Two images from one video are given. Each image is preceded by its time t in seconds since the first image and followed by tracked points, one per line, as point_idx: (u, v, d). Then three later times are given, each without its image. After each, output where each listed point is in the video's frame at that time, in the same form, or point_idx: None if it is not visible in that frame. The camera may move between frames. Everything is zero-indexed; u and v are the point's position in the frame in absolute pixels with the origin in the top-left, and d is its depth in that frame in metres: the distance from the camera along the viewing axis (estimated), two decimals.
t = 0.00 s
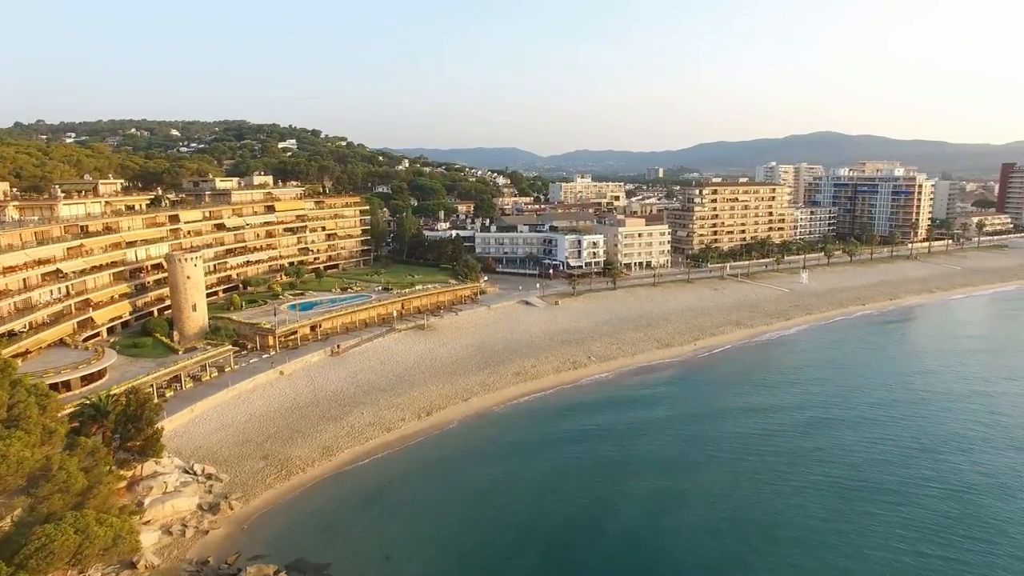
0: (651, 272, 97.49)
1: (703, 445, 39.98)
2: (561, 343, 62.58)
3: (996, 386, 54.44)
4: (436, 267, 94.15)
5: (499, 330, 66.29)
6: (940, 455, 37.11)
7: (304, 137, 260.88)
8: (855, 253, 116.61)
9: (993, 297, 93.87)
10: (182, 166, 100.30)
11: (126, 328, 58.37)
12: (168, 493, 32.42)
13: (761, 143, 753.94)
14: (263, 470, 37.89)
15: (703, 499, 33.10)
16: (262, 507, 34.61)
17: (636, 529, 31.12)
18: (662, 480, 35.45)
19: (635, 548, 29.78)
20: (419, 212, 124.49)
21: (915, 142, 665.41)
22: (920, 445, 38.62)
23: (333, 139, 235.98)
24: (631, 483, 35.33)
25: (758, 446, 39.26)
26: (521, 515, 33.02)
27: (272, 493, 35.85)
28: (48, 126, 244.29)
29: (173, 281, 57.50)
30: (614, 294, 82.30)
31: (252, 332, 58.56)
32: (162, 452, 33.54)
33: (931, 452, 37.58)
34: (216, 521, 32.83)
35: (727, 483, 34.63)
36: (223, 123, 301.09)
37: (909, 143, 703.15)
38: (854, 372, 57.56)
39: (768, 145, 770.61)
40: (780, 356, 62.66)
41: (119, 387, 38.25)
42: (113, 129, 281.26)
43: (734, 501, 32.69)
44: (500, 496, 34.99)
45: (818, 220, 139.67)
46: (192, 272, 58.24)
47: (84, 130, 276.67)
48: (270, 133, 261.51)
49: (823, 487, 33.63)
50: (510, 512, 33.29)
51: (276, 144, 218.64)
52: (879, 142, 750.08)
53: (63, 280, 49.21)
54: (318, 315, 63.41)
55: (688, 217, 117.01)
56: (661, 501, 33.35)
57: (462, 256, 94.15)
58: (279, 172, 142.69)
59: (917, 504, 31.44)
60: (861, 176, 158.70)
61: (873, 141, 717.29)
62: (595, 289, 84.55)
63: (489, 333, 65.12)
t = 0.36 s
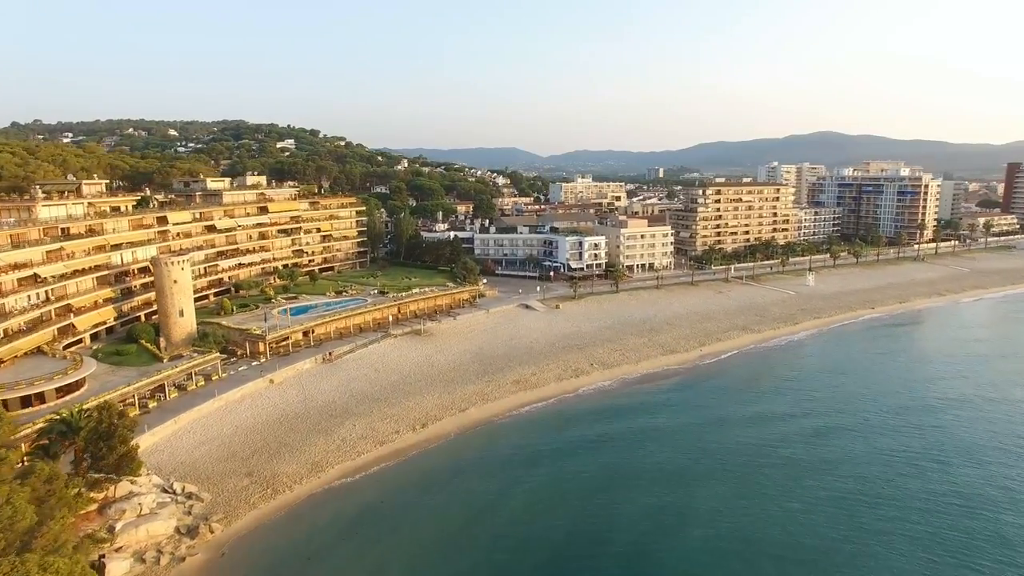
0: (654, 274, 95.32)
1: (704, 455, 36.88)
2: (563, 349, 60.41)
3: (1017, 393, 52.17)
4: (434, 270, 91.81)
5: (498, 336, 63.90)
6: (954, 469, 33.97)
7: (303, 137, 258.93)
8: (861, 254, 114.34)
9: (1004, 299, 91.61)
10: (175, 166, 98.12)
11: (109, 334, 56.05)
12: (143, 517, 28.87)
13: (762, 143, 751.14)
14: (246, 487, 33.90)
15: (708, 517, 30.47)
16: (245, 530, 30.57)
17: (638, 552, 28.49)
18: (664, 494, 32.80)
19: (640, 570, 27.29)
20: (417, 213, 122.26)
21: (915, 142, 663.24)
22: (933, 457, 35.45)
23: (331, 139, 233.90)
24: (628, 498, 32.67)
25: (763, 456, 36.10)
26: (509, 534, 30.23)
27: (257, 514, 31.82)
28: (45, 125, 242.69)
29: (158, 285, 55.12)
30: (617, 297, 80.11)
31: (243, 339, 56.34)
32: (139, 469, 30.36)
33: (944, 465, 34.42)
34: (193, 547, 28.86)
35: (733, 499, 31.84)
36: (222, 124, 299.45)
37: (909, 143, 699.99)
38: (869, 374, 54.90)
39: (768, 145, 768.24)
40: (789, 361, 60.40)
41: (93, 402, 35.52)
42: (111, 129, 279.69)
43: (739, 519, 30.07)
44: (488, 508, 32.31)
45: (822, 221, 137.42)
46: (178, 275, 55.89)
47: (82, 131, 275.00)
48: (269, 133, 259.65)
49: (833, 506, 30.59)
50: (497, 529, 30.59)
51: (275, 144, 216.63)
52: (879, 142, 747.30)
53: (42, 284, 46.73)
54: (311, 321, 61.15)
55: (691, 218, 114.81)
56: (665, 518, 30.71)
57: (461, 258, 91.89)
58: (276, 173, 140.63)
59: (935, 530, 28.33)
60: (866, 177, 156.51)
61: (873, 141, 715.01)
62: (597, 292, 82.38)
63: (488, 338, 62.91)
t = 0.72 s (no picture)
0: (657, 276, 93.06)
1: (703, 465, 33.56)
2: (564, 355, 58.16)
3: None
4: (432, 272, 89.48)
5: (496, 342, 61.48)
6: (970, 484, 30.74)
7: (302, 137, 256.94)
8: (868, 256, 112.05)
9: (1016, 302, 89.34)
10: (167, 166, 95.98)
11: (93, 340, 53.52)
12: (113, 543, 23.86)
13: (763, 143, 748.76)
14: (229, 506, 28.31)
15: (710, 534, 27.57)
16: (225, 559, 25.34)
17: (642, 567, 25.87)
18: (659, 506, 29.84)
19: None
20: (415, 214, 119.98)
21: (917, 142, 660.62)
22: (947, 470, 32.12)
23: (331, 139, 232.02)
24: (623, 508, 29.81)
25: (765, 467, 32.87)
26: (486, 549, 27.05)
27: (239, 537, 26.54)
28: (43, 126, 240.99)
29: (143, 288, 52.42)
30: (619, 301, 77.85)
31: (232, 345, 53.95)
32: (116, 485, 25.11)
33: (957, 478, 31.23)
34: None
35: (738, 513, 28.87)
36: (220, 124, 297.40)
37: (911, 143, 697.65)
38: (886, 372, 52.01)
39: (769, 146, 766.26)
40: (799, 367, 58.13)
41: (59, 419, 31.61)
42: (109, 129, 277.92)
43: (742, 536, 27.30)
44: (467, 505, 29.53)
45: (827, 221, 135.14)
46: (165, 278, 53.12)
47: (80, 131, 273.11)
48: (268, 133, 257.58)
49: (844, 529, 27.40)
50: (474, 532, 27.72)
51: (273, 144, 214.59)
52: (880, 142, 744.94)
53: (18, 289, 44.26)
54: (303, 326, 58.81)
55: (694, 219, 112.56)
56: (661, 533, 27.89)
57: (459, 260, 89.62)
58: (272, 174, 138.57)
59: (958, 561, 25.03)
60: (871, 177, 154.16)
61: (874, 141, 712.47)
62: (600, 295, 80.13)
63: (486, 344, 60.62)
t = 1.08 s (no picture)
0: (660, 278, 90.72)
1: (713, 476, 30.29)
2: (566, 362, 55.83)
3: None
4: (430, 275, 87.12)
5: (495, 348, 59.16)
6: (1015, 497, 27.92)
7: (300, 137, 254.75)
8: (874, 257, 109.78)
9: None
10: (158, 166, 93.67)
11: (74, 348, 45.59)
12: None
13: (763, 143, 746.18)
14: (209, 529, 24.14)
15: (733, 552, 24.82)
16: None
17: None
18: (665, 522, 26.81)
19: None
20: (413, 214, 117.60)
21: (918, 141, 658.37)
22: (976, 482, 29.15)
23: (329, 140, 229.91)
24: (632, 521, 27.17)
25: (780, 479, 29.60)
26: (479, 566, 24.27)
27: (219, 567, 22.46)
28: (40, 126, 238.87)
29: (127, 292, 43.77)
30: (622, 304, 75.50)
31: (222, 353, 51.38)
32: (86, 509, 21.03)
33: (994, 490, 28.50)
34: None
35: (762, 528, 26.18)
36: (218, 124, 295.02)
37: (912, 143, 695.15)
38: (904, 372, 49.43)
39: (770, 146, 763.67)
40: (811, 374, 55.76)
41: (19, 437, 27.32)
42: (106, 129, 275.72)
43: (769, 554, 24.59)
44: (453, 521, 26.54)
45: (832, 222, 132.83)
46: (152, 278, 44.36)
47: (77, 130, 270.67)
48: (266, 133, 255.18)
49: (874, 554, 24.20)
50: (462, 552, 24.83)
51: (271, 144, 212.30)
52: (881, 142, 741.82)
53: None
54: (295, 332, 56.34)
55: (698, 220, 110.14)
56: (670, 551, 25.09)
57: (457, 262, 87.26)
58: (268, 174, 136.33)
59: None
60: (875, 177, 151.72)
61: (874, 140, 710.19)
62: (602, 299, 77.78)
63: (485, 350, 58.29)
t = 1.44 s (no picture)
0: (664, 281, 88.48)
1: (733, 489, 27.92)
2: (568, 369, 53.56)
3: None
4: (427, 278, 84.86)
5: (494, 354, 56.93)
6: None
7: (298, 137, 252.53)
8: (881, 259, 107.49)
9: None
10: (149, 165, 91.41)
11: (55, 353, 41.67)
12: None
13: (764, 143, 743.23)
14: (184, 557, 21.39)
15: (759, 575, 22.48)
16: None
17: None
18: (682, 540, 24.46)
19: None
20: (411, 216, 115.35)
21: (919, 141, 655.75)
22: (1011, 497, 26.84)
23: (327, 140, 227.85)
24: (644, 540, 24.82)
25: (807, 493, 27.18)
26: None
27: None
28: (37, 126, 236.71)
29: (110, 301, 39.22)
30: (625, 308, 73.31)
31: (210, 359, 48.99)
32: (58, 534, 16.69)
33: None
34: None
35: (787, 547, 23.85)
36: (216, 124, 292.77)
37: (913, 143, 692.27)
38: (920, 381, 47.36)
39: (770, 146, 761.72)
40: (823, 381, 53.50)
41: None
42: (104, 129, 273.53)
43: None
44: (450, 539, 24.22)
45: (837, 223, 130.61)
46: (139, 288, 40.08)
47: (74, 130, 268.52)
48: (264, 133, 252.91)
49: None
50: None
51: (268, 144, 210.24)
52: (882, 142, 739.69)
53: None
54: (287, 338, 54.11)
55: (701, 221, 107.82)
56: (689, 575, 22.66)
57: (455, 265, 85.02)
58: (264, 175, 134.20)
59: None
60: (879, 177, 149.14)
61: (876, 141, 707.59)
62: (605, 303, 75.53)
63: (484, 357, 56.01)
